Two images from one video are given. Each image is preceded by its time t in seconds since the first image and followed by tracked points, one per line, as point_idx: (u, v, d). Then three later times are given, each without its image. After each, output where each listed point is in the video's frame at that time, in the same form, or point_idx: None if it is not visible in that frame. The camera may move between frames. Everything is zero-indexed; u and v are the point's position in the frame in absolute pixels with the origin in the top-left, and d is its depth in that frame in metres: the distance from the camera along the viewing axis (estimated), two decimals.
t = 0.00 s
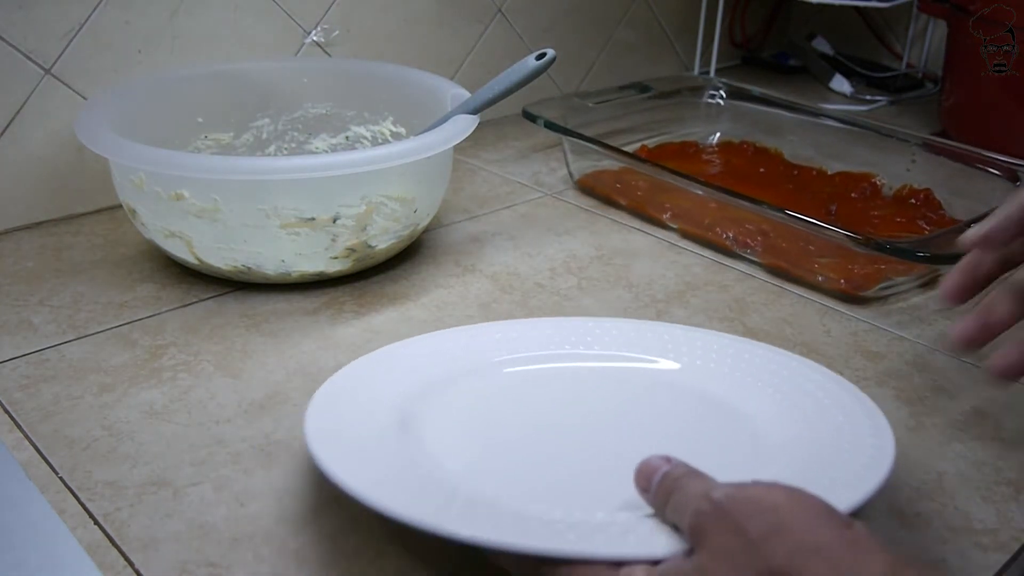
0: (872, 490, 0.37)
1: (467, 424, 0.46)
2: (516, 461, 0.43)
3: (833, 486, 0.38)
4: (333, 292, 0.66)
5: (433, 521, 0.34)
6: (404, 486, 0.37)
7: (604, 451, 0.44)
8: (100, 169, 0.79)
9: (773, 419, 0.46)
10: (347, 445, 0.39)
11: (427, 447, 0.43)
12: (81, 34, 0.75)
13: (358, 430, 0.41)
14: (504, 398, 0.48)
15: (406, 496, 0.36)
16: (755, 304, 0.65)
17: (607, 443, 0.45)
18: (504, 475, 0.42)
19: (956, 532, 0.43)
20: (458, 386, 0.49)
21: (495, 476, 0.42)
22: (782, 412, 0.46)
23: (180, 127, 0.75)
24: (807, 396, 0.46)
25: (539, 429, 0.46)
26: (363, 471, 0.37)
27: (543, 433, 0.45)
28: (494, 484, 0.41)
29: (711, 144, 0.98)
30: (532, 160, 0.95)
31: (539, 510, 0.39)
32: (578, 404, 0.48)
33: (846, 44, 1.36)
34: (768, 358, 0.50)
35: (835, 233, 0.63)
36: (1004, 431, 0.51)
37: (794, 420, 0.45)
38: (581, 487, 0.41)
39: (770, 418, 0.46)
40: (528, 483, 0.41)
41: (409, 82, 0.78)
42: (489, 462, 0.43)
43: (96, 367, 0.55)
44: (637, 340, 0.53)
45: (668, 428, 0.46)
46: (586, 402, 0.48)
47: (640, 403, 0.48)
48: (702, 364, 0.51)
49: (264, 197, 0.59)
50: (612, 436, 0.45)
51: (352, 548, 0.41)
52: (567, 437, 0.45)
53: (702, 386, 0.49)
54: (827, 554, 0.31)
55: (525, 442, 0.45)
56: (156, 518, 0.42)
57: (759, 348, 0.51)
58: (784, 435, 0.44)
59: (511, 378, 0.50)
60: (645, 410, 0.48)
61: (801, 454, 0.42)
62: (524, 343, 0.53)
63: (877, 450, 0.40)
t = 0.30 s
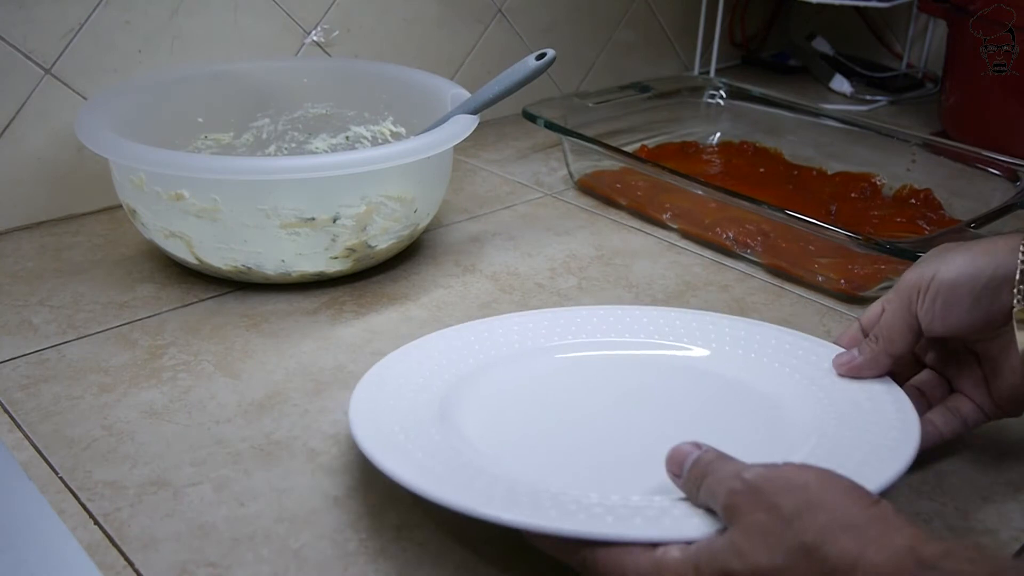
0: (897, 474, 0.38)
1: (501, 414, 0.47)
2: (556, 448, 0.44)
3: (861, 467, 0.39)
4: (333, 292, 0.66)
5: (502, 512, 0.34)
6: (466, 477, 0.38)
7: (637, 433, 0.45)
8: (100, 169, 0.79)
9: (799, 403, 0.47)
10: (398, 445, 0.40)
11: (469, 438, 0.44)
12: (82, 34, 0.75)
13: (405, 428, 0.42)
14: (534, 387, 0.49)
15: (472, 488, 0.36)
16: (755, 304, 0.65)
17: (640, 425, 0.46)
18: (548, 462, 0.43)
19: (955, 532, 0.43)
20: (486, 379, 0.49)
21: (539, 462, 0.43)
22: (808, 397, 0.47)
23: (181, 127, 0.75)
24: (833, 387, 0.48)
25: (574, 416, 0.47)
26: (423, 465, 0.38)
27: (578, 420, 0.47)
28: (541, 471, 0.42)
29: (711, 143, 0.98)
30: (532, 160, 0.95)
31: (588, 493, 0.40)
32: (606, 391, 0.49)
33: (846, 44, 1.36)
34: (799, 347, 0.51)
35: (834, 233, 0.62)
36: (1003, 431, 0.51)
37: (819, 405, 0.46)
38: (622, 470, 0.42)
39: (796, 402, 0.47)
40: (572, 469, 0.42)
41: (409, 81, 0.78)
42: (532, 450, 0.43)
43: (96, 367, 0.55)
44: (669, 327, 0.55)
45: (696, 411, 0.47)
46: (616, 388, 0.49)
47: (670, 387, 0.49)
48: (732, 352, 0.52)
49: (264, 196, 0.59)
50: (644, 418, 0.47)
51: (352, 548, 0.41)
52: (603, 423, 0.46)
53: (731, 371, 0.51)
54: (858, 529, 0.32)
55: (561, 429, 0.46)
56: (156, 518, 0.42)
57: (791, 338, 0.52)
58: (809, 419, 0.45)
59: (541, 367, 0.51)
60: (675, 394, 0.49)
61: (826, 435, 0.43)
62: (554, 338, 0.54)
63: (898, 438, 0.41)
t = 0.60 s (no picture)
0: (887, 518, 0.38)
1: (488, 421, 0.48)
2: (542, 457, 0.45)
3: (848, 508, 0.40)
4: (333, 293, 0.66)
5: (487, 564, 0.36)
6: (452, 516, 0.38)
7: (627, 451, 0.46)
8: (100, 169, 0.79)
9: (793, 425, 0.48)
10: (399, 488, 0.40)
11: (457, 449, 0.45)
12: (81, 34, 0.75)
13: (394, 450, 0.43)
14: (521, 392, 0.51)
15: (457, 531, 0.38)
16: (755, 304, 0.65)
17: (631, 442, 0.47)
18: (533, 472, 0.44)
19: (956, 532, 0.43)
20: (472, 382, 0.51)
21: (524, 470, 0.44)
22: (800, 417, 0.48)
23: (181, 127, 0.75)
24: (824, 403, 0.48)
25: (560, 424, 0.48)
26: (411, 503, 0.39)
27: (564, 428, 0.48)
28: (528, 480, 0.43)
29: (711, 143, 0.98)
30: (532, 160, 0.95)
31: (574, 505, 0.41)
32: (593, 400, 0.50)
33: (846, 44, 1.36)
34: (792, 361, 0.52)
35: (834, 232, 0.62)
36: (1003, 431, 0.51)
37: (812, 419, 0.48)
38: (607, 480, 0.43)
39: (788, 422, 0.48)
40: (571, 491, 0.43)
41: (409, 82, 0.78)
42: (521, 461, 0.45)
43: (96, 367, 0.55)
44: (663, 341, 0.56)
45: (688, 428, 0.48)
46: (604, 399, 0.51)
47: (664, 403, 0.50)
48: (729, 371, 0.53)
49: (264, 196, 0.59)
50: (634, 434, 0.47)
51: (352, 548, 0.41)
52: (590, 433, 0.47)
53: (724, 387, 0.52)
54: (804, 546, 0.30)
55: (548, 438, 0.47)
56: (157, 518, 0.42)
57: (785, 350, 0.53)
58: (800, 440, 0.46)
59: (529, 372, 0.53)
60: (668, 410, 0.50)
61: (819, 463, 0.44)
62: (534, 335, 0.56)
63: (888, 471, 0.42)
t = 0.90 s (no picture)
0: (884, 524, 0.38)
1: (486, 421, 0.48)
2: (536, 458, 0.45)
3: (846, 514, 0.39)
4: (333, 292, 0.66)
5: (479, 566, 0.36)
6: (445, 517, 0.39)
7: (627, 451, 0.46)
8: (100, 169, 0.79)
9: (791, 427, 0.47)
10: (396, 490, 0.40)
11: (454, 450, 0.45)
12: (81, 34, 0.75)
13: (393, 451, 0.43)
14: (519, 392, 0.51)
15: (449, 532, 0.38)
16: (755, 304, 0.65)
17: (630, 444, 0.47)
18: (529, 473, 0.44)
19: (955, 532, 0.43)
20: (472, 382, 0.51)
21: (520, 471, 0.44)
22: (799, 419, 0.48)
23: (180, 127, 0.75)
24: (824, 404, 0.48)
25: (557, 424, 0.48)
26: (404, 503, 0.39)
27: (561, 429, 0.48)
28: (523, 481, 0.43)
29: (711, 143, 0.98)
30: (532, 160, 0.95)
31: (568, 506, 0.42)
32: (591, 401, 0.51)
33: (846, 44, 1.36)
34: (792, 362, 0.52)
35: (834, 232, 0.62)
36: (1003, 431, 0.51)
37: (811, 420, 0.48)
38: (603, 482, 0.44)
39: (786, 424, 0.48)
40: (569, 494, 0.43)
41: (409, 82, 0.78)
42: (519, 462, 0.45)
43: (96, 367, 0.55)
44: (663, 341, 0.56)
45: (688, 432, 0.48)
46: (603, 400, 0.51)
47: (664, 405, 0.50)
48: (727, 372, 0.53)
49: (264, 197, 0.59)
50: (633, 437, 0.47)
51: (352, 548, 0.41)
52: (588, 434, 0.48)
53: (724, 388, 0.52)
54: None
55: (545, 439, 0.47)
56: (156, 518, 0.42)
57: (784, 350, 0.53)
58: (798, 443, 0.46)
59: (528, 372, 0.53)
60: (667, 413, 0.50)
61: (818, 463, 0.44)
62: (534, 334, 0.56)
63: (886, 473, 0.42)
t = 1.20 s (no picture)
0: (885, 524, 0.38)
1: (486, 421, 0.48)
2: (537, 459, 0.45)
3: (846, 514, 0.39)
4: (332, 292, 0.66)
5: (478, 566, 0.36)
6: (445, 518, 0.39)
7: (626, 452, 0.46)
8: (100, 169, 0.79)
9: (791, 426, 0.47)
10: (394, 489, 0.40)
11: (454, 450, 0.45)
12: (81, 34, 0.75)
13: (392, 452, 0.43)
14: (519, 392, 0.51)
15: (449, 532, 0.38)
16: (755, 305, 0.65)
17: (631, 444, 0.47)
18: (529, 473, 0.44)
19: (955, 532, 0.43)
20: (472, 382, 0.51)
21: (519, 471, 0.44)
22: (798, 419, 0.48)
23: (180, 127, 0.75)
24: (824, 404, 0.48)
25: (558, 425, 0.48)
26: (404, 503, 0.39)
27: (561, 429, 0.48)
28: (524, 481, 0.43)
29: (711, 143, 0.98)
30: (532, 160, 0.95)
31: (568, 506, 0.42)
32: (591, 401, 0.50)
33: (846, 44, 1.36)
34: (791, 362, 0.52)
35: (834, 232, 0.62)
36: (1003, 431, 0.51)
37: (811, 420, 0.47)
38: (603, 482, 0.44)
39: (786, 424, 0.48)
40: (566, 492, 0.43)
41: (409, 82, 0.78)
42: (519, 463, 0.45)
43: (96, 367, 0.55)
44: (663, 341, 0.56)
45: (687, 432, 0.48)
46: (603, 401, 0.51)
47: (663, 406, 0.50)
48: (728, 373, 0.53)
49: (263, 197, 0.59)
50: (633, 437, 0.47)
51: (352, 548, 0.41)
52: (588, 435, 0.47)
53: (723, 388, 0.52)
54: None
55: (544, 439, 0.47)
56: (156, 518, 0.42)
57: (784, 350, 0.53)
58: (798, 443, 0.46)
59: (528, 373, 0.53)
60: (667, 413, 0.50)
61: (818, 463, 0.44)
62: (534, 334, 0.56)
63: (887, 472, 0.42)
